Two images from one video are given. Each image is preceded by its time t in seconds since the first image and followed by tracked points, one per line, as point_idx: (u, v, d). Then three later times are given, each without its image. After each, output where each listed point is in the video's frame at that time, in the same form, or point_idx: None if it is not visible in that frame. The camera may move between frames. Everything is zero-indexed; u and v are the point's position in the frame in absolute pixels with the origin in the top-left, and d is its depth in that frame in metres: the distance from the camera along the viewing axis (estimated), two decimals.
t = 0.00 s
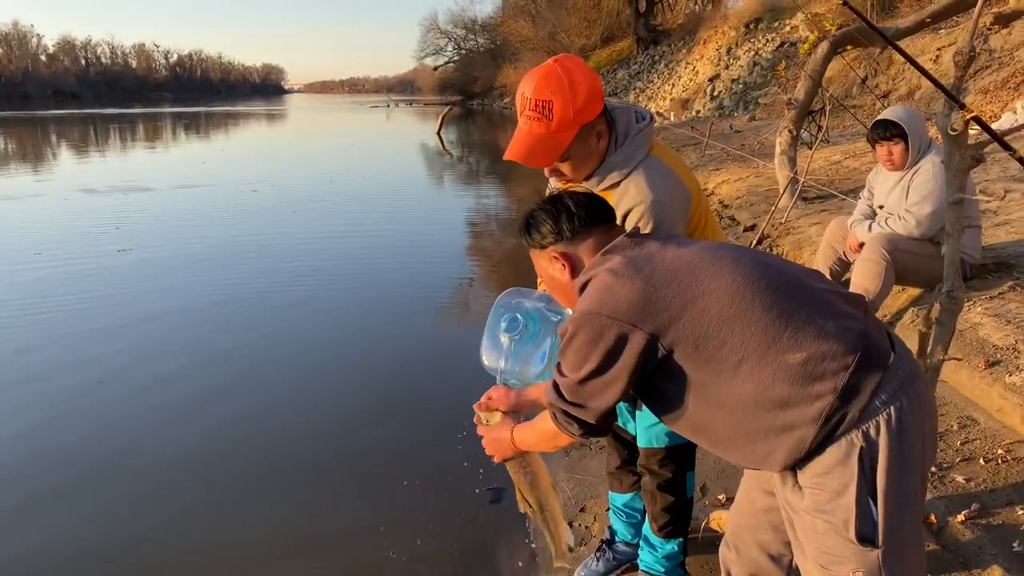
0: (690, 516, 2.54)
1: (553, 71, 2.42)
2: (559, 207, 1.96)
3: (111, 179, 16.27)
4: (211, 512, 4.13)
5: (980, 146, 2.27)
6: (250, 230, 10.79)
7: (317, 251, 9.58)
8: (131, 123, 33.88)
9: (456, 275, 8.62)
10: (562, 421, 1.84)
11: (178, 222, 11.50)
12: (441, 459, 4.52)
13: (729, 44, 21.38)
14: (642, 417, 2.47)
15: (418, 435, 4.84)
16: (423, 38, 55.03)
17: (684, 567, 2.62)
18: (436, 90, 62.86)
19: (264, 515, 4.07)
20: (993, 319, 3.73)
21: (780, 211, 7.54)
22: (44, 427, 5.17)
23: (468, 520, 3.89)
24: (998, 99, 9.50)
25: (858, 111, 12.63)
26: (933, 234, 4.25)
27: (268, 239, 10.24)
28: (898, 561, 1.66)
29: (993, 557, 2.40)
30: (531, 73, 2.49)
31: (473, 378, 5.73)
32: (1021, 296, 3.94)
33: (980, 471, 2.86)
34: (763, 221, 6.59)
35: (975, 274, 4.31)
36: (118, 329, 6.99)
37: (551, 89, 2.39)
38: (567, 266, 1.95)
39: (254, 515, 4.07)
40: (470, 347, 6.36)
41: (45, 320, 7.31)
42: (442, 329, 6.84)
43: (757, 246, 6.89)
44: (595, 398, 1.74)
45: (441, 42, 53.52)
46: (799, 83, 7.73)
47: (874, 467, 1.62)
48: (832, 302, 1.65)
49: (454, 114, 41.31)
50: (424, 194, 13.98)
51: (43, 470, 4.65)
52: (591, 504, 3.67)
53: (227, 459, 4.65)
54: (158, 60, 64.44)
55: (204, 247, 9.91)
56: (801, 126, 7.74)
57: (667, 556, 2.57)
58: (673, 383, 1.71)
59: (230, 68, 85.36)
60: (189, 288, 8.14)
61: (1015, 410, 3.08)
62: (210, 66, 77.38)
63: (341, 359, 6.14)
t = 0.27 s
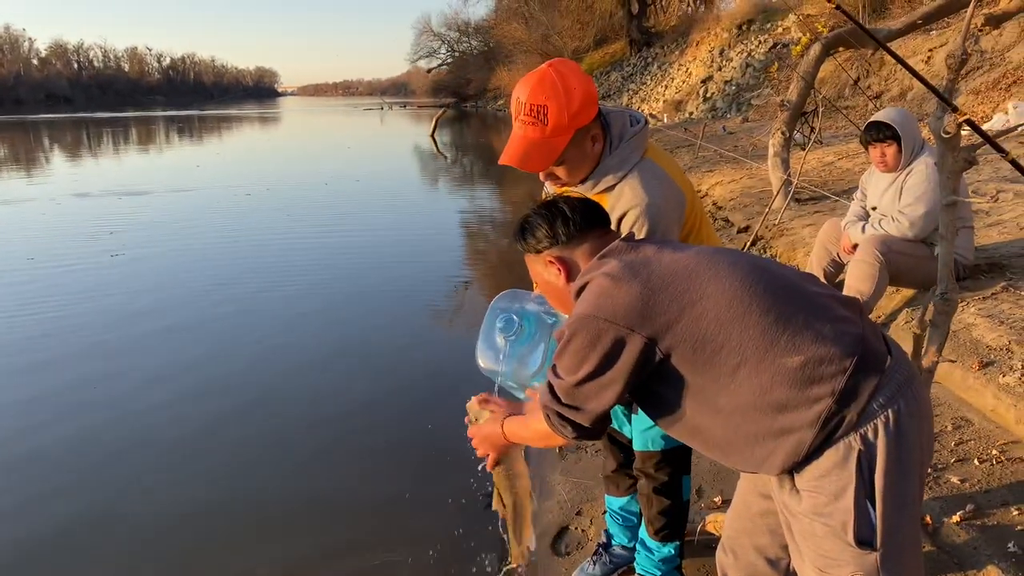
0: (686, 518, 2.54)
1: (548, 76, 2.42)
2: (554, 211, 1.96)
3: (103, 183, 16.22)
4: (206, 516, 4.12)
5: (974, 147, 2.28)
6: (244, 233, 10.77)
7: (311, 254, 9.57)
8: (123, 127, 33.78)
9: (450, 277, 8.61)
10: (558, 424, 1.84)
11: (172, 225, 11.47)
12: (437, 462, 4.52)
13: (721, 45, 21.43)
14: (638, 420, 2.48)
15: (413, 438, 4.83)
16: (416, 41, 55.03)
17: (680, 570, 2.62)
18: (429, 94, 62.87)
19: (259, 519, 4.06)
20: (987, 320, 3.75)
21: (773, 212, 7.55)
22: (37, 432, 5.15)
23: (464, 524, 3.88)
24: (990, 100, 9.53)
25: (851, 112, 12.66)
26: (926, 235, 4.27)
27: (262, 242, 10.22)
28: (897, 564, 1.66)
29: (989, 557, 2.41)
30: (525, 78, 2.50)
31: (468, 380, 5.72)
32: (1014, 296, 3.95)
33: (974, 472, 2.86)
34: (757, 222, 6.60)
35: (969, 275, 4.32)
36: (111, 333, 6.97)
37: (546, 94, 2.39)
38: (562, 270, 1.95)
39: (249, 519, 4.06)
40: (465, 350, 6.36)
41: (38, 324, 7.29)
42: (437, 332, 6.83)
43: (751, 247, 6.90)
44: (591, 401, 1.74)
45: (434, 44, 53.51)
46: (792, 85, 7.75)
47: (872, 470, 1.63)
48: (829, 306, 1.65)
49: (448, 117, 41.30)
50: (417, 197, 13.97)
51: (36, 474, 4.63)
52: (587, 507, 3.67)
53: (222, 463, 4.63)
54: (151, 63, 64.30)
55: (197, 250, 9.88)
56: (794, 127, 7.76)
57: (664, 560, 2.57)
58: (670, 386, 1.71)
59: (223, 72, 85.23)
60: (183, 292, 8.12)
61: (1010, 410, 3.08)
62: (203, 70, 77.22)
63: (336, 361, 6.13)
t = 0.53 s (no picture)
0: (684, 519, 2.54)
1: (545, 74, 2.41)
2: (550, 212, 1.96)
3: (95, 186, 16.16)
4: (202, 520, 4.10)
5: (970, 145, 2.28)
6: (238, 236, 10.74)
7: (305, 256, 9.54)
8: (116, 130, 33.68)
9: (445, 278, 8.60)
10: (550, 418, 1.81)
11: (166, 228, 11.44)
12: (433, 464, 4.50)
13: (714, 45, 21.46)
14: (635, 422, 2.47)
15: (410, 440, 4.81)
16: (409, 42, 54.99)
17: (679, 572, 2.62)
18: (422, 95, 62.84)
19: (256, 523, 4.03)
20: (983, 318, 3.75)
21: (768, 211, 7.56)
22: (31, 437, 5.12)
23: (461, 526, 3.87)
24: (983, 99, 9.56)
25: (844, 112, 12.68)
26: (921, 234, 4.27)
27: (256, 245, 10.19)
28: (896, 564, 1.66)
29: (988, 556, 2.41)
30: (522, 77, 2.48)
31: (464, 381, 5.71)
32: (1009, 294, 3.96)
33: (971, 470, 2.86)
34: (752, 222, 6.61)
35: (964, 273, 4.32)
36: (105, 336, 6.93)
37: (544, 92, 2.38)
38: (558, 271, 1.93)
39: (246, 523, 4.04)
40: (461, 351, 6.34)
41: (31, 328, 7.25)
42: (432, 333, 6.82)
43: (746, 247, 6.90)
44: (585, 396, 1.72)
45: (427, 45, 53.48)
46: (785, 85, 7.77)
47: (872, 469, 1.62)
48: (828, 305, 1.64)
49: (442, 118, 41.29)
50: (412, 198, 13.96)
51: (30, 479, 4.60)
52: (584, 509, 3.67)
53: (217, 467, 4.61)
54: (143, 66, 64.12)
55: (191, 253, 9.85)
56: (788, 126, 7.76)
57: (662, 561, 2.57)
58: (664, 384, 1.70)
59: (215, 74, 85.05)
60: (177, 295, 8.09)
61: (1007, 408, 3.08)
62: (195, 72, 77.02)
63: (331, 363, 6.11)
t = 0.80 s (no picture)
0: (682, 519, 2.53)
1: (542, 74, 2.40)
2: (545, 212, 1.95)
3: (89, 188, 16.10)
4: (198, 523, 4.07)
5: (966, 143, 2.28)
6: (232, 237, 10.71)
7: (299, 257, 9.52)
8: (108, 131, 33.56)
9: (440, 279, 8.59)
10: (546, 418, 1.79)
11: (159, 230, 11.40)
12: (430, 464, 4.49)
13: (708, 45, 21.48)
14: (632, 422, 2.46)
15: (406, 441, 4.79)
16: (402, 42, 54.90)
17: (677, 572, 2.61)
18: (416, 95, 62.81)
19: (253, 525, 4.01)
20: (978, 316, 3.75)
21: (763, 210, 7.56)
22: (25, 439, 5.09)
23: (458, 526, 3.85)
24: (976, 97, 9.58)
25: (838, 110, 12.70)
26: (916, 232, 4.27)
27: (250, 246, 10.16)
28: (894, 562, 1.65)
29: (985, 555, 2.41)
30: (518, 76, 2.47)
31: (459, 382, 5.70)
32: (1004, 292, 3.96)
33: (968, 468, 2.86)
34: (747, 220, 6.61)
35: (958, 271, 4.33)
36: (98, 339, 6.90)
37: (540, 92, 2.37)
38: (553, 270, 1.92)
39: (243, 526, 4.01)
40: (456, 351, 6.32)
41: (24, 331, 7.21)
42: (427, 333, 6.81)
43: (741, 245, 6.91)
44: (580, 395, 1.70)
45: (421, 45, 53.44)
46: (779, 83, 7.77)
47: (868, 467, 1.61)
48: (821, 302, 1.64)
49: (435, 118, 41.24)
50: (406, 198, 13.94)
51: (24, 482, 4.58)
52: (582, 510, 3.67)
53: (212, 469, 4.58)
54: (135, 67, 63.89)
55: (184, 254, 9.82)
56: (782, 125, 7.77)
57: (660, 561, 2.56)
58: (658, 382, 1.68)
59: (208, 75, 84.84)
60: (171, 296, 8.06)
61: (1003, 405, 3.09)
62: (188, 72, 76.77)
63: (327, 364, 6.09)
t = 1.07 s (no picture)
0: (679, 519, 2.53)
1: (535, 74, 2.39)
2: (536, 216, 1.94)
3: (82, 188, 16.03)
4: (194, 524, 4.05)
5: (963, 141, 2.27)
6: (226, 237, 10.68)
7: (294, 257, 9.49)
8: (101, 131, 33.44)
9: (435, 278, 8.58)
10: (535, 413, 1.76)
11: (153, 230, 11.36)
12: (426, 464, 4.48)
13: (701, 42, 21.50)
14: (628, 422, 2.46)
15: (402, 441, 4.77)
16: (396, 41, 54.84)
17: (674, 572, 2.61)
18: (410, 94, 62.74)
19: (249, 526, 3.99)
20: (973, 314, 3.75)
21: (758, 208, 7.57)
22: (19, 441, 5.07)
23: (454, 526, 3.85)
24: (969, 94, 9.60)
25: (832, 107, 12.72)
26: (911, 230, 4.28)
27: (244, 245, 10.14)
28: (893, 560, 1.65)
29: (982, 553, 2.41)
30: (512, 76, 2.46)
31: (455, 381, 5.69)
32: (999, 289, 3.97)
33: (964, 466, 2.87)
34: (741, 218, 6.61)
35: (953, 269, 4.34)
36: (93, 340, 6.88)
37: (534, 92, 2.36)
38: (544, 273, 1.90)
39: (239, 527, 3.99)
40: (451, 350, 6.31)
41: (17, 332, 7.18)
42: (423, 333, 6.79)
43: (735, 244, 6.91)
44: (571, 389, 1.67)
45: (414, 44, 53.39)
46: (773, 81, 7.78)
47: (866, 465, 1.61)
48: (816, 300, 1.64)
49: (429, 117, 41.20)
50: (401, 198, 13.92)
51: (18, 484, 4.55)
52: (578, 510, 3.66)
53: (208, 471, 4.56)
54: (128, 66, 63.70)
55: (178, 255, 9.78)
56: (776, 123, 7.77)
57: (657, 561, 2.56)
58: (652, 379, 1.67)
59: (201, 74, 84.62)
60: (165, 297, 8.03)
61: (999, 403, 3.09)
62: (181, 72, 76.57)
63: (322, 364, 6.08)
